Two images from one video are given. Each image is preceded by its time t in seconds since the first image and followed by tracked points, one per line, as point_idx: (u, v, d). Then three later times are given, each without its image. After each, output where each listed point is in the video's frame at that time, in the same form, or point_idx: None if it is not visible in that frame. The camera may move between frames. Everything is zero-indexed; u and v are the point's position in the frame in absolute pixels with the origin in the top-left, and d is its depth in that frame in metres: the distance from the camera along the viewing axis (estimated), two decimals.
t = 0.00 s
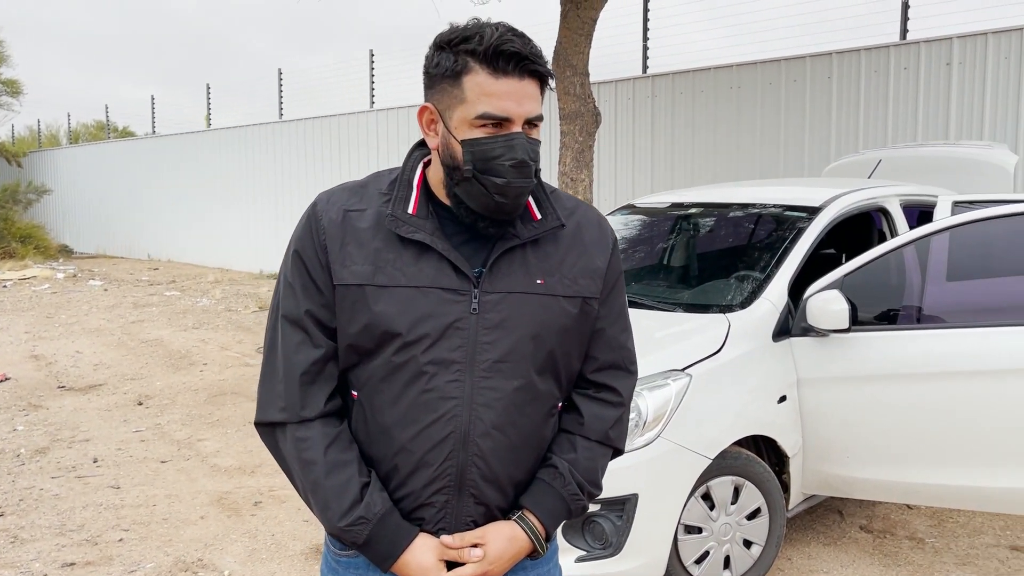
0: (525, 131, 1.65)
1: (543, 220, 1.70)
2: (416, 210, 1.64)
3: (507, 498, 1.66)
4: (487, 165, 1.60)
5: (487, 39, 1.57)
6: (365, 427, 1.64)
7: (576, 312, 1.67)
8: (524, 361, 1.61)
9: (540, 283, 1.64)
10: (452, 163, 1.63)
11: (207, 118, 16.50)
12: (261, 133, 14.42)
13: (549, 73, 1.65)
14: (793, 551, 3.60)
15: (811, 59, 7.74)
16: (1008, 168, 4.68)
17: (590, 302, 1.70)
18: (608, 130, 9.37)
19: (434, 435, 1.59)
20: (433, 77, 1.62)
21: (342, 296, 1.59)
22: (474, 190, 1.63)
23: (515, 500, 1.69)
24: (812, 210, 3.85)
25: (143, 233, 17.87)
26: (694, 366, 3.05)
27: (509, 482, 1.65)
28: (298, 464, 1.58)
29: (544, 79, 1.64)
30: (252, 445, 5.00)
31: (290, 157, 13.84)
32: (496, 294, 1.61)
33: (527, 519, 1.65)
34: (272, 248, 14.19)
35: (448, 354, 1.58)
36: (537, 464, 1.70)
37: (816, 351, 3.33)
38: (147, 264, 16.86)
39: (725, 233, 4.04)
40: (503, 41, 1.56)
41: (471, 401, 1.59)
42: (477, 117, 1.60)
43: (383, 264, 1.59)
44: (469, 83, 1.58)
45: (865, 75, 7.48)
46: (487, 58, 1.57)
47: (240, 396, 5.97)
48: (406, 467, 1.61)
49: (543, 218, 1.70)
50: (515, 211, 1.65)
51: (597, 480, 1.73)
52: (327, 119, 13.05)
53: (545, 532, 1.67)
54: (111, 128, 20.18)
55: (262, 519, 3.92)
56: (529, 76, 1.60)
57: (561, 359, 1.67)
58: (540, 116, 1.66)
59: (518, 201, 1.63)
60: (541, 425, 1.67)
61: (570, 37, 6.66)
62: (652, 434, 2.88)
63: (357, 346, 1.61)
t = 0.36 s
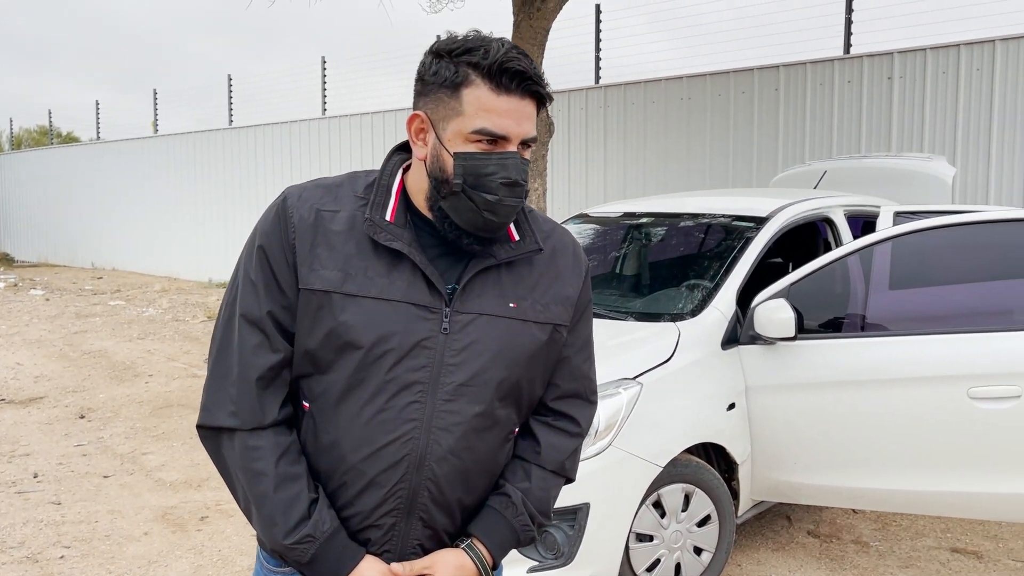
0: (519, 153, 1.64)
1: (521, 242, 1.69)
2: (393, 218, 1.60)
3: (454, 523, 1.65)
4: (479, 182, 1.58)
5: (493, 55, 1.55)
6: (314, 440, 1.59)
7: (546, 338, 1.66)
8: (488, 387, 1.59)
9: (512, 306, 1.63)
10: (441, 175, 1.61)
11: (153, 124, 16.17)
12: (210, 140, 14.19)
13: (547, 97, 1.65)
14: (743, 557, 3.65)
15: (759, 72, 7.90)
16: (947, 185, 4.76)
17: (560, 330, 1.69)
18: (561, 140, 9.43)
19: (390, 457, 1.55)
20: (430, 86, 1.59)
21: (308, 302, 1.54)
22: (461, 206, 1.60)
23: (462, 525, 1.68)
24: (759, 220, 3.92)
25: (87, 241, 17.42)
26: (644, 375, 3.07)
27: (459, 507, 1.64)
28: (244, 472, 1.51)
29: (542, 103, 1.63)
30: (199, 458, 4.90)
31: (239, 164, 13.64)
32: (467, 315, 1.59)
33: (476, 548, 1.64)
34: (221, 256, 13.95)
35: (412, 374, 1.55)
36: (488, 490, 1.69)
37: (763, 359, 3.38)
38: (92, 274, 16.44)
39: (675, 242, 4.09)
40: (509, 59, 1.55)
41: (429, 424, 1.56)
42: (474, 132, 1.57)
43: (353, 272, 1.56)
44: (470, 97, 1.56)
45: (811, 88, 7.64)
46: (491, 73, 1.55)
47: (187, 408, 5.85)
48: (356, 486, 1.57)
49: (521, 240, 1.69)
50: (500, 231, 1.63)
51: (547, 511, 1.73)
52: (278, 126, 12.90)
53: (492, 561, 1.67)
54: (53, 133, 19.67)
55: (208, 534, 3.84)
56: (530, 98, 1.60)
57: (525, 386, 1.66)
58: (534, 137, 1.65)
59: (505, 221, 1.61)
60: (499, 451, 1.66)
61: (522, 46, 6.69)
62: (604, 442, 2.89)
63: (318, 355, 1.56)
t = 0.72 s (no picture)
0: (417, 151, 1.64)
1: (428, 241, 1.69)
2: (296, 233, 1.56)
3: (399, 532, 1.63)
4: (381, 183, 1.56)
5: (383, 55, 1.55)
6: (246, 470, 1.53)
7: (463, 332, 1.67)
8: (417, 390, 1.58)
9: (430, 306, 1.63)
10: (340, 182, 1.57)
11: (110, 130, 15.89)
12: (169, 146, 13.97)
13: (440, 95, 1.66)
14: (705, 563, 3.67)
15: (719, 82, 8.00)
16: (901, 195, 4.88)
17: (475, 324, 1.70)
18: (525, 147, 9.46)
19: (327, 474, 1.51)
20: (321, 91, 1.57)
21: (222, 327, 1.47)
22: (364, 209, 1.57)
23: (406, 533, 1.66)
24: (721, 228, 3.96)
25: (40, 249, 17.02)
26: (609, 382, 3.09)
27: (402, 515, 1.62)
28: (173, 521, 1.43)
29: (436, 101, 1.64)
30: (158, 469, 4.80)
31: (199, 170, 13.46)
32: (388, 321, 1.56)
33: (421, 553, 1.63)
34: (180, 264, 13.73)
35: (340, 387, 1.51)
36: (426, 495, 1.68)
37: (726, 366, 3.41)
38: (47, 281, 16.07)
39: (638, 250, 4.12)
40: (400, 58, 1.55)
41: (364, 435, 1.52)
42: (371, 134, 1.56)
43: (265, 292, 1.49)
44: (364, 99, 1.55)
45: (770, 98, 7.77)
46: (383, 73, 1.54)
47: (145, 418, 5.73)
48: (297, 509, 1.52)
49: (428, 239, 1.69)
50: (405, 233, 1.62)
51: (484, 504, 1.74)
52: (239, 132, 12.75)
53: (439, 563, 1.66)
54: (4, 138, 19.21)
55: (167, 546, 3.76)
56: (424, 96, 1.60)
57: (449, 385, 1.66)
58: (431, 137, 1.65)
59: (411, 221, 1.60)
60: (433, 453, 1.65)
61: (486, 54, 6.71)
62: (568, 450, 2.90)
63: (239, 383, 1.49)
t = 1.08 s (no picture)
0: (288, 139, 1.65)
1: (317, 235, 1.70)
2: (181, 237, 1.53)
3: (323, 528, 1.61)
4: (251, 171, 1.56)
5: (236, 47, 1.57)
6: (153, 486, 1.47)
7: (363, 321, 1.69)
8: (325, 380, 1.58)
9: (327, 297, 1.63)
10: (211, 175, 1.57)
11: (78, 135, 15.66)
12: (138, 152, 13.79)
13: (305, 83, 1.68)
14: (678, 568, 3.69)
15: (692, 90, 8.06)
16: (870, 202, 4.95)
17: (375, 313, 1.73)
18: (498, 154, 9.47)
19: (242, 473, 1.48)
20: (181, 91, 1.58)
21: (117, 341, 1.41)
22: (238, 200, 1.57)
23: (332, 529, 1.64)
24: (693, 235, 3.99)
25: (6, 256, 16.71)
26: (584, 388, 3.10)
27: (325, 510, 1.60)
28: (80, 545, 1.37)
29: (301, 89, 1.66)
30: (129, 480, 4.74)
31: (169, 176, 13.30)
32: (286, 313, 1.56)
33: (350, 545, 1.60)
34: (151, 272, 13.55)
35: (246, 383, 1.49)
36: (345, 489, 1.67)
37: (698, 371, 3.43)
38: (14, 290, 15.77)
39: (612, 256, 4.14)
40: (254, 47, 1.58)
41: (276, 429, 1.51)
42: (236, 124, 1.57)
43: (157, 298, 1.46)
44: (224, 90, 1.56)
45: (742, 106, 7.84)
46: (239, 64, 1.57)
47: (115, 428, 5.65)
48: (214, 514, 1.48)
49: (316, 233, 1.70)
50: (285, 221, 1.61)
51: (405, 490, 1.75)
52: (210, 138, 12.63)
53: (369, 552, 1.64)
54: None
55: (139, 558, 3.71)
56: (286, 83, 1.62)
57: (354, 375, 1.68)
58: (301, 127, 1.67)
59: (289, 206, 1.60)
60: (347, 444, 1.65)
61: (460, 61, 6.72)
62: (543, 456, 2.90)
63: (140, 394, 1.44)
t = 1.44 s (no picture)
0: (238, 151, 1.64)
1: (273, 237, 1.69)
2: (131, 247, 1.53)
3: (289, 531, 1.59)
4: (199, 187, 1.56)
5: (181, 59, 1.53)
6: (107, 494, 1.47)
7: (323, 322, 1.67)
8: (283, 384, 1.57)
9: (283, 300, 1.62)
10: (160, 189, 1.57)
11: (62, 140, 15.56)
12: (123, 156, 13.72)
13: (257, 91, 1.64)
14: (666, 572, 3.69)
15: (678, 96, 8.10)
16: (855, 207, 4.98)
17: (338, 314, 1.71)
18: (486, 160, 9.48)
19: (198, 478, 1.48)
20: (128, 101, 1.55)
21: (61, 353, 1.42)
22: (186, 214, 1.57)
23: (300, 532, 1.62)
24: (680, 240, 4.01)
25: None
26: (572, 393, 3.11)
27: (290, 513, 1.59)
28: None
29: (252, 97, 1.63)
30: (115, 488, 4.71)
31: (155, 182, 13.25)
32: (241, 318, 1.56)
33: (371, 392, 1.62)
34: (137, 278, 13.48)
35: (198, 390, 1.48)
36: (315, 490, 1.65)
37: (685, 376, 3.45)
38: None
39: (599, 262, 4.16)
40: (199, 59, 1.54)
41: (232, 434, 1.50)
42: (182, 138, 1.55)
43: (106, 308, 1.47)
44: (169, 104, 1.53)
45: (728, 111, 7.88)
46: (183, 76, 1.53)
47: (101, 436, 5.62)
48: (171, 521, 1.47)
49: (272, 235, 1.69)
50: (235, 233, 1.62)
51: (419, 398, 1.73)
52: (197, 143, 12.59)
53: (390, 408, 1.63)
54: None
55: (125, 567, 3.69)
56: (235, 94, 1.58)
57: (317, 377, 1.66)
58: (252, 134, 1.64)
59: (238, 219, 1.60)
60: (312, 445, 1.63)
61: (447, 66, 6.73)
62: (531, 461, 2.90)
63: (90, 403, 1.45)
